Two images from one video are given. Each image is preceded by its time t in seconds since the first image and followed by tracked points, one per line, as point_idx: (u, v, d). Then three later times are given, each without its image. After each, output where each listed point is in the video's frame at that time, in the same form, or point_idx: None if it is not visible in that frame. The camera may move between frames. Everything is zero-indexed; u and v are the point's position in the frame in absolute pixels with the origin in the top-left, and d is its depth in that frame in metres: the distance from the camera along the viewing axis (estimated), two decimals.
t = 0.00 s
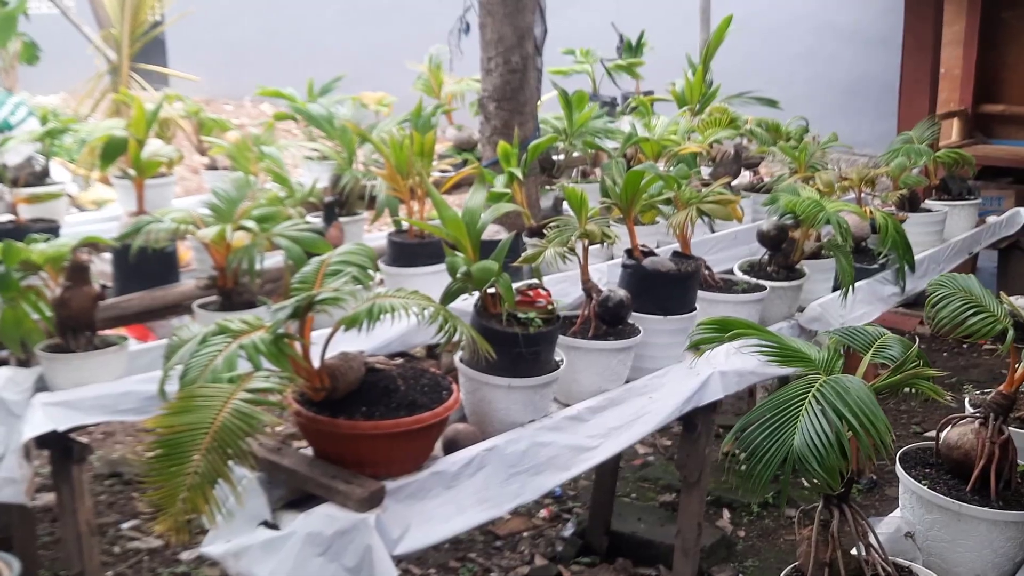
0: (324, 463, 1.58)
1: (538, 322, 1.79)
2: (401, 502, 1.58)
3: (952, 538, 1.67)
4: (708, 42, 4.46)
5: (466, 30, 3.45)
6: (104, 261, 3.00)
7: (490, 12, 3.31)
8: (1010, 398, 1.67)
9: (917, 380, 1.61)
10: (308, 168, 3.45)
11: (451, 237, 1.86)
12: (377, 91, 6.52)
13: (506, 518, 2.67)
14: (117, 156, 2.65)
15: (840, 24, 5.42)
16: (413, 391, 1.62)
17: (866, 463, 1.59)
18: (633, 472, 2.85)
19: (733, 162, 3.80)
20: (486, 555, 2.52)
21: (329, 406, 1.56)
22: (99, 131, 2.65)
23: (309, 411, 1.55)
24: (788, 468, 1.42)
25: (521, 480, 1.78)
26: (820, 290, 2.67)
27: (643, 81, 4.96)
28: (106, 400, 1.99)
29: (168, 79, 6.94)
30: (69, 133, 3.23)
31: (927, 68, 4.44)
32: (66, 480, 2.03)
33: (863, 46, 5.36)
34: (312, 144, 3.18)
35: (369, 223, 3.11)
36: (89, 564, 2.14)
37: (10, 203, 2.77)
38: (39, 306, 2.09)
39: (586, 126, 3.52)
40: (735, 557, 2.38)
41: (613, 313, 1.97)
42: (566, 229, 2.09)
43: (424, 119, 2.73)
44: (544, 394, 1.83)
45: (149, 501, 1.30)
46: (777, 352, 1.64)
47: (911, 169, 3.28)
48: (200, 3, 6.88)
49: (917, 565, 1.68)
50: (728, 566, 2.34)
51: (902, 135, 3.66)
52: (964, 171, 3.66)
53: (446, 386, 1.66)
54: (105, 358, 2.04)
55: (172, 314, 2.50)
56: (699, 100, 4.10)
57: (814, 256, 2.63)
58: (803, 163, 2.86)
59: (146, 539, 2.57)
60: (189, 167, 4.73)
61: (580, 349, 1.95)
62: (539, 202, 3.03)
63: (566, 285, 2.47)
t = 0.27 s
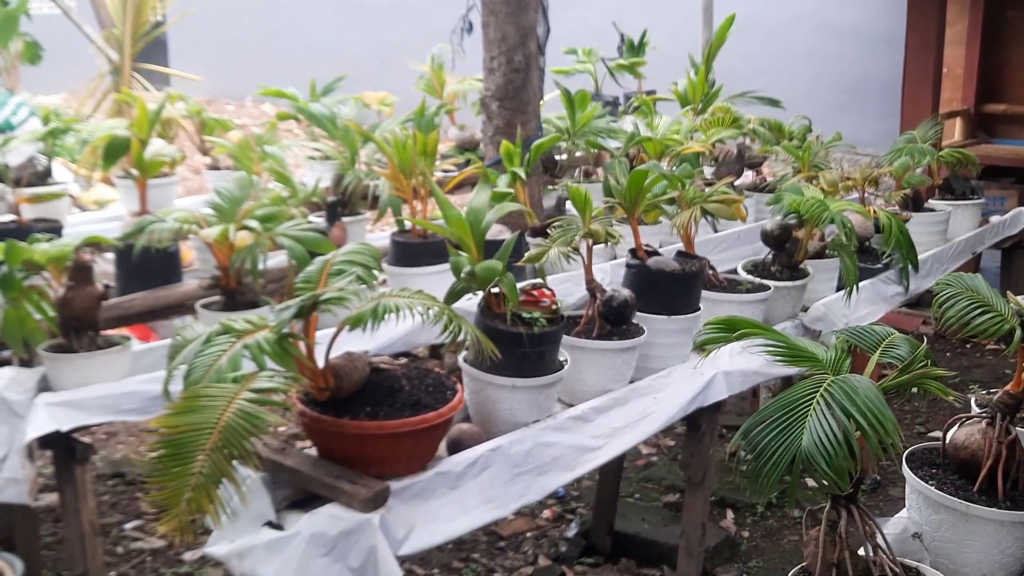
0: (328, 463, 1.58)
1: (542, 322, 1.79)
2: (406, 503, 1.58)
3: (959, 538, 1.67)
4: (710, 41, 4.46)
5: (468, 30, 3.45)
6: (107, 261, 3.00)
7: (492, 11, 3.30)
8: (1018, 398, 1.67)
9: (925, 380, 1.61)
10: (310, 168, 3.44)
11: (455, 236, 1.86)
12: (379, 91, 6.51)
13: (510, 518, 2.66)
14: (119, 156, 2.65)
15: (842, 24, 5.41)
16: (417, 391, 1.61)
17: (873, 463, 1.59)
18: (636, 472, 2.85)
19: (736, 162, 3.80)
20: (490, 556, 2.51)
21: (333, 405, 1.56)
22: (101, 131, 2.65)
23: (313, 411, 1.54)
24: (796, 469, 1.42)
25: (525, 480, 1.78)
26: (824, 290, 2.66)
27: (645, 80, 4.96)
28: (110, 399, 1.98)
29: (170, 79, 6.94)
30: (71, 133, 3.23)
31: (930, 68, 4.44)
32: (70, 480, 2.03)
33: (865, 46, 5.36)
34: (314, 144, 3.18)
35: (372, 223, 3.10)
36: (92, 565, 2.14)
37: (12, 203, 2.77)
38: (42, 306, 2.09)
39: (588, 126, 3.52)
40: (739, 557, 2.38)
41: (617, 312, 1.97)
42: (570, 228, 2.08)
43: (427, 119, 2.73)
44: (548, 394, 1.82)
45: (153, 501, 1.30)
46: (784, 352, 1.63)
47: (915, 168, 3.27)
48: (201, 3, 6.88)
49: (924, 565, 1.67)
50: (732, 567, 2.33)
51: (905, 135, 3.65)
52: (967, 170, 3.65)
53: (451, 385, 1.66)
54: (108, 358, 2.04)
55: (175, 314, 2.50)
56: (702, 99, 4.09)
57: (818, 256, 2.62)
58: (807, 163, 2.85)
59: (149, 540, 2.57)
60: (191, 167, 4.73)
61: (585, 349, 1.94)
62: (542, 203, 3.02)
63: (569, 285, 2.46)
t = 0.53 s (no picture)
0: (329, 466, 1.57)
1: (544, 324, 1.78)
2: (408, 506, 1.57)
3: (963, 541, 1.66)
4: (711, 42, 4.46)
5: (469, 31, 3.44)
6: (108, 263, 3.00)
7: (493, 12, 3.30)
8: (1021, 400, 1.67)
9: (929, 383, 1.60)
10: (311, 169, 3.44)
11: (457, 238, 1.86)
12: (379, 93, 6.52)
13: (511, 521, 2.66)
14: (120, 157, 2.65)
15: (843, 25, 5.41)
16: (419, 393, 1.61)
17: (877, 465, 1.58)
18: (637, 474, 2.84)
19: (737, 163, 3.80)
20: (491, 558, 2.51)
21: (335, 408, 1.55)
22: (102, 132, 2.64)
23: (315, 413, 1.54)
24: (800, 472, 1.42)
25: (527, 483, 1.77)
26: (826, 292, 2.66)
27: (646, 82, 4.96)
28: (110, 402, 1.98)
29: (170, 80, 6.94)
30: (72, 135, 3.22)
31: (931, 69, 4.43)
32: (70, 483, 2.02)
33: (866, 47, 5.36)
34: (315, 146, 3.17)
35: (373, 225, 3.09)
36: (93, 568, 2.13)
37: (13, 205, 2.76)
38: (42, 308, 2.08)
39: (589, 127, 3.52)
40: (741, 560, 2.37)
41: (619, 314, 1.96)
42: (572, 230, 2.07)
43: (429, 120, 2.72)
44: (550, 397, 1.82)
45: (155, 504, 1.29)
46: (788, 354, 1.63)
47: (916, 170, 3.27)
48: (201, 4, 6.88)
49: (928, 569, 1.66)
50: (734, 569, 2.33)
51: (907, 136, 3.65)
52: (968, 172, 3.65)
53: (453, 388, 1.65)
54: (109, 360, 2.03)
55: (176, 315, 2.50)
56: (703, 101, 4.09)
57: (820, 257, 2.62)
58: (809, 164, 2.84)
59: (150, 542, 2.56)
60: (191, 168, 4.73)
61: (587, 351, 1.94)
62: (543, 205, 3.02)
63: (571, 287, 2.46)
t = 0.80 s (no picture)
0: (330, 468, 1.57)
1: (545, 325, 1.78)
2: (409, 507, 1.57)
3: (966, 543, 1.65)
4: (712, 43, 4.46)
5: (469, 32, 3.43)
6: (108, 264, 3.00)
7: (494, 13, 3.30)
8: None
9: (933, 384, 1.59)
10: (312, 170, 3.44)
11: (458, 239, 1.85)
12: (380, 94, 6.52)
13: (512, 522, 2.65)
14: (120, 158, 2.64)
15: (844, 26, 5.41)
16: (420, 394, 1.60)
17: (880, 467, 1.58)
18: (639, 476, 2.83)
19: (738, 164, 3.80)
20: (492, 560, 2.50)
21: (336, 410, 1.55)
22: (102, 133, 2.64)
23: (316, 414, 1.53)
24: (804, 473, 1.41)
25: (529, 485, 1.77)
26: (827, 293, 2.65)
27: (646, 83, 4.96)
28: (111, 403, 1.98)
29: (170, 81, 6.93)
30: (71, 136, 3.22)
31: (932, 70, 4.43)
32: (70, 485, 2.01)
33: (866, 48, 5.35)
34: (315, 147, 3.17)
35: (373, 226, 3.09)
36: (93, 570, 2.13)
37: (13, 206, 2.76)
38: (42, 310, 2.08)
39: (590, 128, 3.52)
40: (742, 561, 2.36)
41: (620, 315, 1.96)
42: (573, 231, 2.07)
43: (429, 121, 2.71)
44: (552, 398, 1.81)
45: (155, 506, 1.29)
46: (791, 355, 1.62)
47: (918, 170, 3.27)
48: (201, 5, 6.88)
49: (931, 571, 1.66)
50: (735, 571, 2.32)
51: (908, 137, 3.65)
52: (970, 172, 3.64)
53: (454, 389, 1.64)
54: (110, 361, 2.03)
55: (176, 317, 2.50)
56: (703, 102, 4.08)
57: (821, 258, 2.62)
58: (810, 165, 2.83)
59: (150, 544, 2.55)
60: (192, 169, 4.73)
61: (589, 352, 1.93)
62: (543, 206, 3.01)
63: (572, 288, 2.45)
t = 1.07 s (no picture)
0: (330, 471, 1.56)
1: (546, 327, 1.77)
2: (409, 510, 1.57)
3: (968, 546, 1.65)
4: (713, 45, 4.46)
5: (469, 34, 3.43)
6: (108, 266, 2.99)
7: (494, 15, 3.30)
8: None
9: (935, 387, 1.59)
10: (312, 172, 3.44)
11: (459, 242, 1.85)
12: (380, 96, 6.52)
13: (512, 525, 2.65)
14: (120, 160, 2.64)
15: (844, 28, 5.41)
16: (421, 397, 1.60)
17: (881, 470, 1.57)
18: (640, 478, 2.83)
19: (738, 166, 3.80)
20: (493, 563, 2.50)
21: (337, 413, 1.55)
22: (103, 136, 2.64)
23: (316, 417, 1.53)
24: (806, 476, 1.40)
25: (529, 487, 1.77)
26: (828, 295, 2.65)
27: (646, 84, 4.96)
28: (111, 407, 1.98)
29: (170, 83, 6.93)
30: (71, 138, 3.22)
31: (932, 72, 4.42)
32: (70, 488, 2.01)
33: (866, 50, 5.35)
34: (315, 149, 3.17)
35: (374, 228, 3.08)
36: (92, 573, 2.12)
37: (13, 208, 2.76)
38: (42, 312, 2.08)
39: (590, 130, 3.52)
40: (744, 564, 2.35)
41: (621, 318, 1.95)
42: (574, 233, 2.06)
43: (430, 123, 2.71)
44: (552, 400, 1.81)
45: (155, 510, 1.29)
46: (792, 358, 1.61)
47: (918, 172, 3.27)
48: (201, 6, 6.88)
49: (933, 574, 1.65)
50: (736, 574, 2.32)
51: (909, 139, 3.65)
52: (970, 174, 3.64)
53: (455, 391, 1.64)
54: (110, 364, 2.03)
55: (175, 319, 2.50)
56: (703, 104, 4.11)
57: (822, 260, 2.61)
58: (811, 167, 2.82)
59: (150, 547, 2.55)
60: (192, 171, 4.72)
61: (590, 355, 1.93)
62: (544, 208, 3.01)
63: (573, 290, 2.45)
